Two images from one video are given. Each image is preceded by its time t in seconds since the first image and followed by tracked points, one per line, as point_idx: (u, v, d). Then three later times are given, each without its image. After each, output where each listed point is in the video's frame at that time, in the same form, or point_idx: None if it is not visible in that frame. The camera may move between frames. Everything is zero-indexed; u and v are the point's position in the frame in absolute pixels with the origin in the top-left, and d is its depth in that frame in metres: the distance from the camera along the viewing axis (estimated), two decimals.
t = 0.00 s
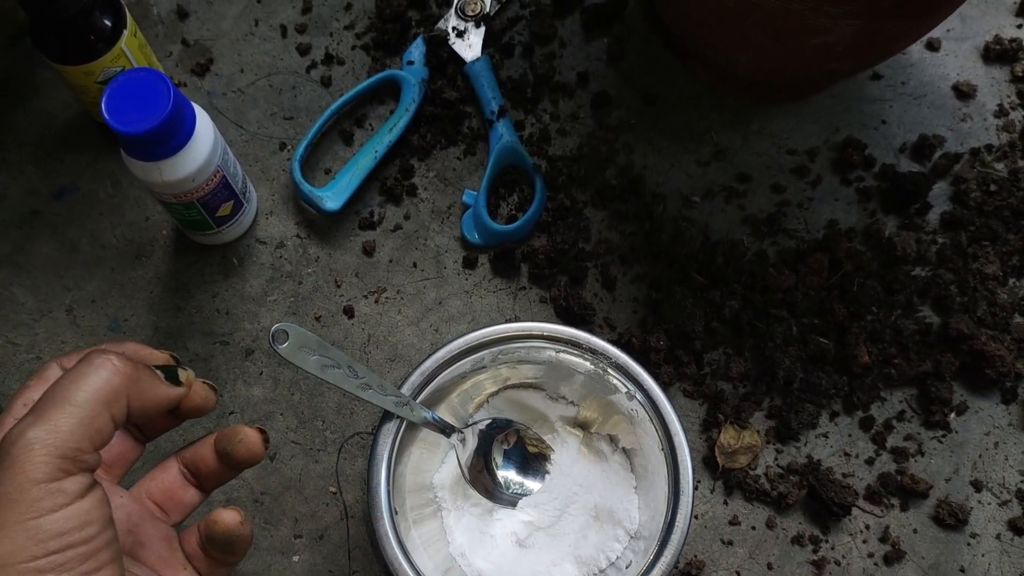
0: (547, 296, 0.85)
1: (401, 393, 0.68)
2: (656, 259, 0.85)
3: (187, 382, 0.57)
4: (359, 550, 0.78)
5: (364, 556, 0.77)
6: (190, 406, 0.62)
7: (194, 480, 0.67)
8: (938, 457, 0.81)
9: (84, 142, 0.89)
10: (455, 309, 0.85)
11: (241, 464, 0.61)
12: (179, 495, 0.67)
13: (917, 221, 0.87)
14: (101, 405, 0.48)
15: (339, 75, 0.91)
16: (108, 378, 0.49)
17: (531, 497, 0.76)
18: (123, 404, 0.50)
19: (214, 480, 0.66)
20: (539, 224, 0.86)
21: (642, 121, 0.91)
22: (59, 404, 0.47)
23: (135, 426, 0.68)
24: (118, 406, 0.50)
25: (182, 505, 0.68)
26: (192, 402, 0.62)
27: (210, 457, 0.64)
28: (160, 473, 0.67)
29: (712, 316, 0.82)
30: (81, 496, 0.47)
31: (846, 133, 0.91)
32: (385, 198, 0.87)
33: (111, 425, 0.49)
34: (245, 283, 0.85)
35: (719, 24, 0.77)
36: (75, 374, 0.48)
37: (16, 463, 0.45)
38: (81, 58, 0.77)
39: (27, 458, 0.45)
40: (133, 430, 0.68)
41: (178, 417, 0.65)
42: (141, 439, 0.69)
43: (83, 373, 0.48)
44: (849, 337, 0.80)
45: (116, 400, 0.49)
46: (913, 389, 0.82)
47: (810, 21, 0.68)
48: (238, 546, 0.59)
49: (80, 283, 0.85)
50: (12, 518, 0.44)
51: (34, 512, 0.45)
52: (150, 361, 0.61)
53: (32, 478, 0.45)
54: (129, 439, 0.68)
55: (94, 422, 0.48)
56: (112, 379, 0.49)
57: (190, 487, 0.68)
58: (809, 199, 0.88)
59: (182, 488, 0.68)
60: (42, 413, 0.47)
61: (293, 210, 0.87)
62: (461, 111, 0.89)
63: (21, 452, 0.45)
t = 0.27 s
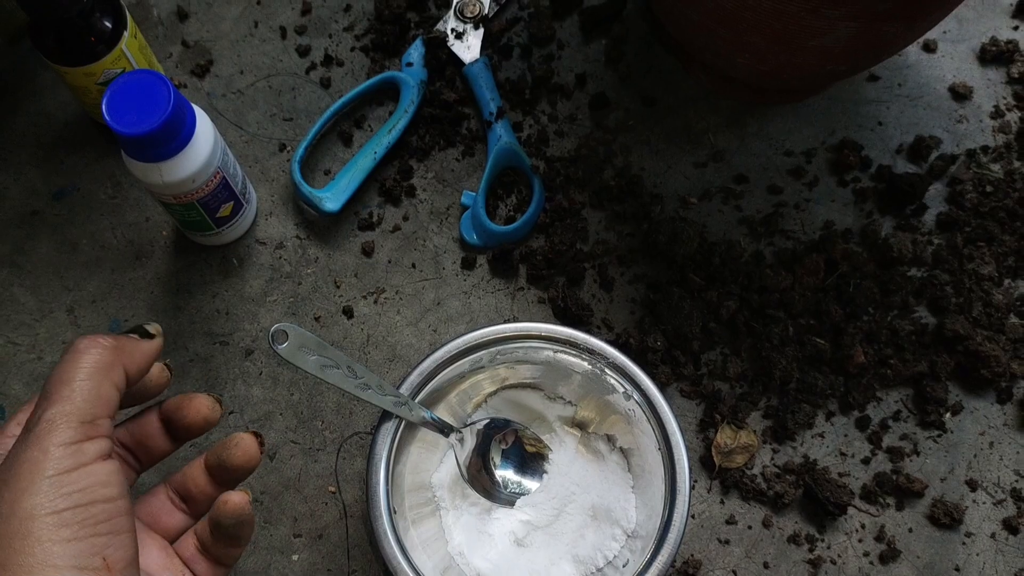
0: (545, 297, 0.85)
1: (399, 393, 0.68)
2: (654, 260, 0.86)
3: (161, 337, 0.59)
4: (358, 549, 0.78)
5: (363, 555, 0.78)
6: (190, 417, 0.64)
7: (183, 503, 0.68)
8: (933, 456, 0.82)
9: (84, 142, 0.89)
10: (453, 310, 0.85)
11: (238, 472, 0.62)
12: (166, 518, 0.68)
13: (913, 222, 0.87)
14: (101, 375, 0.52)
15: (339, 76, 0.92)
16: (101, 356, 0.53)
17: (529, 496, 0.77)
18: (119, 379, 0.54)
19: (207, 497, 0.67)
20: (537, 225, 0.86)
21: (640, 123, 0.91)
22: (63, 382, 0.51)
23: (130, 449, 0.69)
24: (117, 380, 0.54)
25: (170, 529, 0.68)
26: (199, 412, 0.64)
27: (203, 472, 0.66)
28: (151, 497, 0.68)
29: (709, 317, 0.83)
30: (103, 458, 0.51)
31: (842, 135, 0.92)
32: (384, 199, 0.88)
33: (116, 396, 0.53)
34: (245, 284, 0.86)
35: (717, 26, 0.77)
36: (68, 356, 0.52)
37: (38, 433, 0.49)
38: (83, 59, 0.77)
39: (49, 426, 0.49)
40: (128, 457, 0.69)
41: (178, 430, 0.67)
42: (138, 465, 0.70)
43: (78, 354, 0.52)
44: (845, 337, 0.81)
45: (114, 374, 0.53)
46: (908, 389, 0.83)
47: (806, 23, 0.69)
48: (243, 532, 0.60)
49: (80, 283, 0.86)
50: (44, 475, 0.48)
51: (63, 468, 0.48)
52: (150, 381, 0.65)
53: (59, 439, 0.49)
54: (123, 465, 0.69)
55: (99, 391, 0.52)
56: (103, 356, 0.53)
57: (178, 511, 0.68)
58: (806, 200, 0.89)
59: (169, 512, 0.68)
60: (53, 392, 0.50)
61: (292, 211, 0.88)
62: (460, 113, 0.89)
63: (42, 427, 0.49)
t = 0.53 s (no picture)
0: (548, 292, 0.85)
1: (402, 388, 0.68)
2: (657, 256, 0.85)
3: (106, 313, 0.59)
4: (360, 546, 0.78)
5: (365, 551, 0.77)
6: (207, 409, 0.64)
7: (195, 500, 0.68)
8: (937, 453, 0.81)
9: (86, 138, 0.89)
10: (456, 305, 0.85)
11: (245, 467, 0.62)
12: (179, 516, 0.67)
13: (916, 218, 0.87)
14: (50, 378, 0.54)
15: (340, 72, 0.91)
16: (51, 356, 0.55)
17: (532, 492, 0.77)
18: (76, 375, 0.56)
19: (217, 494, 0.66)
20: (540, 221, 0.86)
21: (642, 119, 0.91)
22: (21, 387, 0.54)
23: (150, 445, 0.69)
24: (72, 375, 0.56)
25: (184, 527, 0.67)
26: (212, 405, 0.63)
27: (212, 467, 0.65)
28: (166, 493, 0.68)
29: (713, 312, 0.82)
30: (66, 459, 0.53)
31: (845, 131, 0.92)
32: (386, 195, 0.88)
33: (71, 391, 0.55)
34: (247, 280, 0.85)
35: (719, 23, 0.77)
36: (22, 361, 0.55)
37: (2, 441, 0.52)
38: (84, 54, 0.77)
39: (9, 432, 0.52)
40: (148, 452, 0.69)
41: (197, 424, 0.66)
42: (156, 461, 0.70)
43: (31, 358, 0.54)
44: (849, 333, 0.81)
45: (67, 369, 0.55)
46: (913, 385, 0.83)
47: (809, 19, 0.69)
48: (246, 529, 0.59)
49: (81, 279, 0.85)
50: (8, 481, 0.50)
51: (26, 473, 0.51)
52: (176, 368, 0.62)
53: (18, 445, 0.52)
54: (142, 461, 0.69)
55: (51, 391, 0.54)
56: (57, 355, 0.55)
57: (191, 509, 0.68)
58: (809, 196, 0.89)
59: (180, 511, 0.67)
60: (14, 399, 0.53)
61: (294, 206, 0.88)
62: (462, 108, 0.89)
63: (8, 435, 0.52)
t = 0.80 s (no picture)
0: (539, 301, 0.87)
1: (395, 396, 0.70)
2: (645, 265, 0.87)
3: (82, 361, 0.62)
4: (356, 548, 0.80)
5: (360, 554, 0.80)
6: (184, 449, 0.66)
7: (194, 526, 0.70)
8: (918, 457, 0.84)
9: (88, 151, 0.91)
10: (449, 314, 0.87)
11: (225, 498, 0.65)
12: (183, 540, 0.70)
13: (900, 227, 0.89)
14: (33, 409, 0.57)
15: (336, 85, 0.93)
16: (30, 396, 0.58)
17: (522, 497, 0.79)
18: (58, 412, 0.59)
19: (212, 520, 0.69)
20: (531, 231, 0.88)
21: (632, 130, 0.93)
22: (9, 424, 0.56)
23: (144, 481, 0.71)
24: (53, 411, 0.59)
25: (188, 552, 0.70)
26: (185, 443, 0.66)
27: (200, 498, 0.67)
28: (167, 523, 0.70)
29: (699, 321, 0.85)
30: (58, 480, 0.55)
31: (831, 142, 0.94)
32: (381, 206, 0.90)
33: (54, 423, 0.58)
34: (245, 289, 0.87)
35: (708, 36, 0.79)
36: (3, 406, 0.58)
37: None
38: (85, 69, 0.79)
39: None
40: (145, 488, 0.71)
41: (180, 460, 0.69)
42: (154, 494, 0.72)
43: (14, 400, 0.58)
44: (832, 340, 0.83)
45: (47, 405, 0.58)
46: (894, 391, 0.85)
47: (792, 33, 0.71)
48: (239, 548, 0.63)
49: (84, 289, 0.88)
50: (5, 505, 0.53)
51: (21, 496, 0.53)
52: (147, 414, 0.65)
53: (11, 471, 0.54)
54: (142, 496, 0.71)
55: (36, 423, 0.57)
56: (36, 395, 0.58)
57: (193, 534, 0.70)
58: (795, 206, 0.91)
59: (183, 536, 0.70)
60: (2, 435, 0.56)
61: (292, 217, 0.90)
62: (456, 120, 0.91)
63: None
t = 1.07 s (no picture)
0: (542, 304, 0.86)
1: (398, 401, 0.69)
2: (650, 267, 0.86)
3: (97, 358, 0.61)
4: (359, 555, 0.79)
5: (363, 561, 0.79)
6: (189, 446, 0.65)
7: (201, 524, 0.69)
8: (928, 460, 0.82)
9: (86, 156, 0.90)
10: (451, 318, 0.86)
11: (233, 497, 0.63)
12: (190, 538, 0.69)
13: (906, 227, 0.88)
14: (46, 407, 0.56)
15: (336, 88, 0.93)
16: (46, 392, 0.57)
17: (528, 502, 0.77)
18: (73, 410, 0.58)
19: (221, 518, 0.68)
20: (534, 233, 0.87)
21: (635, 132, 0.92)
22: (22, 419, 0.55)
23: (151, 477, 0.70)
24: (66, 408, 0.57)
25: (196, 550, 0.69)
26: (191, 440, 0.64)
27: (208, 496, 0.66)
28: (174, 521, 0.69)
29: (704, 323, 0.84)
30: (69, 479, 0.54)
31: (835, 142, 0.93)
32: (382, 209, 0.89)
33: (67, 421, 0.57)
34: (245, 294, 0.86)
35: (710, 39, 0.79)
36: (18, 401, 0.57)
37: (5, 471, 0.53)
38: (83, 74, 0.78)
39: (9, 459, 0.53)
40: (152, 486, 0.70)
41: (187, 458, 0.67)
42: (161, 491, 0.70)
43: (30, 396, 0.57)
44: (839, 342, 0.82)
45: (60, 401, 0.57)
46: (903, 393, 0.84)
47: (795, 34, 0.70)
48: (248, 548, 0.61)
49: (82, 295, 0.87)
50: (13, 503, 0.52)
51: (31, 493, 0.52)
52: (152, 409, 0.64)
53: (20, 468, 0.53)
54: (148, 493, 0.70)
55: (48, 420, 0.56)
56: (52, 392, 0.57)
57: (201, 532, 0.69)
58: (800, 207, 0.90)
59: (192, 534, 0.69)
60: (15, 431, 0.55)
61: (292, 221, 0.89)
62: (457, 123, 0.90)
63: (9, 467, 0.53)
